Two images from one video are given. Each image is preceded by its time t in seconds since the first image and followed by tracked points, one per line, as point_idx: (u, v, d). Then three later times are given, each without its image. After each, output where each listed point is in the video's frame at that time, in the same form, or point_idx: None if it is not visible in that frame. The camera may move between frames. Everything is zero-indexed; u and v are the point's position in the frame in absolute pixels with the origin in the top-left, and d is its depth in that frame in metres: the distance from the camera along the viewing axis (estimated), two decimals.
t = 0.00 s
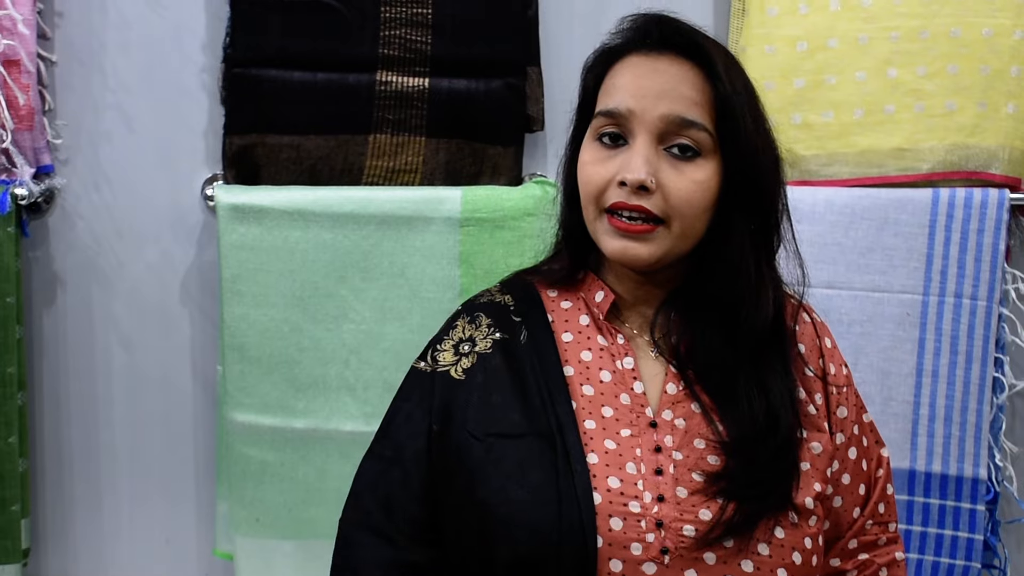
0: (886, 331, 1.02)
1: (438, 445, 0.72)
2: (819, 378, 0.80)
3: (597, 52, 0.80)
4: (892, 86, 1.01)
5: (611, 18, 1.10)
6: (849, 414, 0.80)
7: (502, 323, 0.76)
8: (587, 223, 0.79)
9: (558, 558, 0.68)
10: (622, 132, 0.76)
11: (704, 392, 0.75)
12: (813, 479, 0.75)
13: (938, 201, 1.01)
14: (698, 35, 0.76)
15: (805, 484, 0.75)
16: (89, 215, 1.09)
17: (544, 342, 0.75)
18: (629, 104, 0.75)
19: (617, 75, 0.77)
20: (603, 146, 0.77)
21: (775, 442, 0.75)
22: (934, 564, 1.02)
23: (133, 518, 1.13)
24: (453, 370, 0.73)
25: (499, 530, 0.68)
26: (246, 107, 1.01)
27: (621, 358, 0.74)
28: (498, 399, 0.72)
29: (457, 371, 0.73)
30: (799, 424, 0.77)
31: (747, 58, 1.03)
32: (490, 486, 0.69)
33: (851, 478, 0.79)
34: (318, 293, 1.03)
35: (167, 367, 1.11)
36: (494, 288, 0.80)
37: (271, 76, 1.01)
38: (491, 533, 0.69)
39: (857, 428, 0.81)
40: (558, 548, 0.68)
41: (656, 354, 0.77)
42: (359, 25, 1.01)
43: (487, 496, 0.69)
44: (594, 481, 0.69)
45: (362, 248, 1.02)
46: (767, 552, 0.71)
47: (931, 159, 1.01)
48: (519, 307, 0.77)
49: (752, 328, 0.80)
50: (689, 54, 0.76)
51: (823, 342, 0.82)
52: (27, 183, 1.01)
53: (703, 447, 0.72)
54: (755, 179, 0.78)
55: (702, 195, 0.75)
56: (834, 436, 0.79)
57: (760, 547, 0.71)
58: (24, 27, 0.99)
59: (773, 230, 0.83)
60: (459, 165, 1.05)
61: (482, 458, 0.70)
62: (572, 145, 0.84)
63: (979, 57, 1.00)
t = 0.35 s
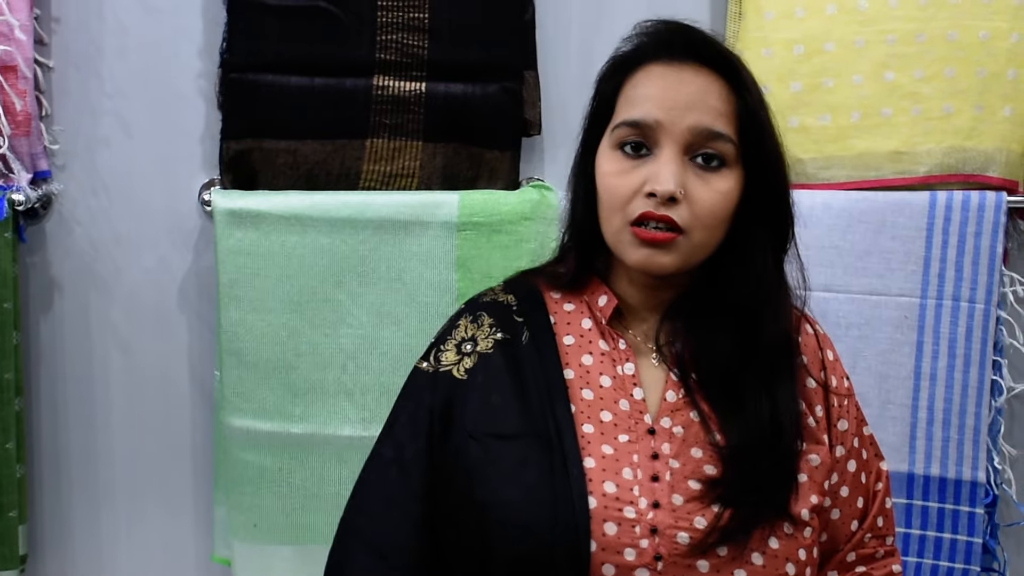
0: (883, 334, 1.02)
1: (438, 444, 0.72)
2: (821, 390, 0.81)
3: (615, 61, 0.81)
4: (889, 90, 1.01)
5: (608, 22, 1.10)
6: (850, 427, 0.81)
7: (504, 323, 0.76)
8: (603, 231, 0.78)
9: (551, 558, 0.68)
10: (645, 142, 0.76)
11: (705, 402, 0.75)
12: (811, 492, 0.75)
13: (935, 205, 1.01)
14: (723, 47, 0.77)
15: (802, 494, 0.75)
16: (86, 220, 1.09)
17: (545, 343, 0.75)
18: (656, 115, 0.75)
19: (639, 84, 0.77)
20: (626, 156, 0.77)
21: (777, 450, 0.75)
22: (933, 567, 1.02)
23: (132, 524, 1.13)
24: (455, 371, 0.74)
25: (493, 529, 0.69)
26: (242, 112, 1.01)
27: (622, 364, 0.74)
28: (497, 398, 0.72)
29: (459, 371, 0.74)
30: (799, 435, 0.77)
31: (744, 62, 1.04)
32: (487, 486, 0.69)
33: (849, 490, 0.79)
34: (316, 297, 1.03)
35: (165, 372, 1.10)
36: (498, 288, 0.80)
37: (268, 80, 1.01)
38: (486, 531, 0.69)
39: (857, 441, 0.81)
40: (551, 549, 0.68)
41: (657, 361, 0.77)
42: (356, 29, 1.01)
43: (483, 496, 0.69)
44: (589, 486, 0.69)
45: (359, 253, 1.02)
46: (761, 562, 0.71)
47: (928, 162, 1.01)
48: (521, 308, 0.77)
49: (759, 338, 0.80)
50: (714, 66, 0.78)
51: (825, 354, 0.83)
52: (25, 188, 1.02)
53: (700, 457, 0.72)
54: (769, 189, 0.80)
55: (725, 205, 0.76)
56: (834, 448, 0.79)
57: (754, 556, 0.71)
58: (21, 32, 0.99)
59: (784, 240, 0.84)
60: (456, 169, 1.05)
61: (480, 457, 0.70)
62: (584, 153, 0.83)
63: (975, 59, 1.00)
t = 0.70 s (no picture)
0: (882, 338, 1.02)
1: (407, 455, 0.73)
2: (790, 387, 0.81)
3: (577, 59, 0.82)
4: (888, 94, 1.01)
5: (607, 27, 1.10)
6: (818, 423, 0.82)
7: (470, 331, 0.77)
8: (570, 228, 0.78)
9: (525, 566, 0.68)
10: (611, 134, 0.78)
11: (676, 402, 0.76)
12: (782, 490, 0.76)
13: (934, 208, 1.01)
14: (685, 40, 0.79)
15: (773, 494, 0.76)
16: (86, 225, 1.09)
17: (512, 350, 0.75)
18: (622, 104, 0.77)
19: (602, 78, 0.79)
20: (592, 148, 0.78)
21: (747, 446, 0.75)
22: (932, 571, 1.02)
23: (131, 528, 1.13)
24: (421, 381, 0.74)
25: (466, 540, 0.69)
26: (241, 116, 1.01)
27: (590, 368, 0.75)
28: (465, 408, 0.73)
29: (426, 381, 0.74)
30: (770, 433, 0.78)
31: (743, 66, 1.04)
32: (458, 495, 0.70)
33: (820, 486, 0.80)
34: (315, 302, 1.03)
35: (164, 377, 1.11)
36: (463, 296, 0.81)
37: (267, 85, 1.01)
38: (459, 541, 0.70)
39: (825, 436, 0.82)
40: (525, 560, 0.68)
41: (626, 363, 0.78)
42: (355, 34, 1.01)
43: (456, 506, 0.70)
44: (563, 492, 0.69)
45: (359, 257, 1.02)
46: (735, 563, 0.72)
47: (927, 165, 1.01)
48: (486, 316, 0.78)
49: (725, 335, 0.81)
50: (676, 58, 0.80)
51: (793, 350, 0.84)
52: (24, 194, 1.01)
53: (673, 458, 0.73)
54: (732, 183, 0.82)
55: (691, 195, 0.77)
56: (804, 445, 0.80)
57: (728, 557, 0.72)
58: (20, 38, 0.99)
59: (749, 236, 0.85)
60: (455, 173, 1.05)
61: (451, 467, 0.71)
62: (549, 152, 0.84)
63: (974, 63, 1.00)
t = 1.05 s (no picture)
0: (885, 342, 1.02)
1: (354, 450, 0.72)
2: (739, 378, 0.79)
3: (509, 51, 0.81)
4: (891, 97, 1.01)
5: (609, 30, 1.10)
6: (772, 413, 0.79)
7: (419, 327, 0.76)
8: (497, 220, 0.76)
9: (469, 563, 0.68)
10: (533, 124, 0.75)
11: (620, 398, 0.74)
12: (731, 484, 0.74)
13: (937, 212, 1.01)
14: (608, 26, 0.76)
15: (721, 490, 0.74)
16: (88, 227, 1.09)
17: (459, 346, 0.74)
18: (539, 94, 0.74)
19: (527, 68, 0.77)
20: (515, 139, 0.76)
21: (691, 442, 0.73)
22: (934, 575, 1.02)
23: (132, 529, 1.13)
24: (371, 374, 0.73)
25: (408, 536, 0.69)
26: (245, 118, 1.01)
27: (537, 363, 0.74)
28: (411, 404, 0.72)
29: (376, 374, 0.73)
30: (715, 428, 0.76)
31: (746, 69, 1.04)
32: (401, 492, 0.69)
33: (774, 479, 0.78)
34: (316, 304, 1.03)
35: (165, 378, 1.11)
36: (413, 293, 0.80)
37: (269, 87, 1.01)
38: (402, 536, 0.69)
39: (781, 428, 0.79)
40: (470, 558, 0.68)
41: (571, 359, 0.76)
42: (359, 36, 1.01)
43: (400, 502, 0.69)
44: (505, 490, 0.69)
45: (361, 259, 1.03)
46: (681, 560, 0.71)
47: (930, 169, 1.01)
48: (436, 313, 0.77)
49: (668, 325, 0.79)
50: (602, 44, 0.77)
51: (743, 341, 0.81)
52: (26, 195, 1.01)
53: (618, 453, 0.71)
54: (664, 169, 0.77)
55: (614, 185, 0.74)
56: (755, 437, 0.78)
57: (672, 554, 0.71)
58: (23, 39, 1.00)
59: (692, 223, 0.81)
60: (458, 175, 1.05)
61: (395, 463, 0.70)
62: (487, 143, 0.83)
63: (977, 67, 1.00)
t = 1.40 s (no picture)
0: (893, 343, 1.02)
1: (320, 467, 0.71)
2: (706, 378, 0.78)
3: (472, 57, 0.78)
4: (900, 98, 1.00)
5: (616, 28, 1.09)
6: (741, 412, 0.78)
7: (380, 339, 0.75)
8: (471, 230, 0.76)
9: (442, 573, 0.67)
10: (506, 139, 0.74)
11: (588, 401, 0.74)
12: (700, 486, 0.73)
13: (945, 213, 1.00)
14: (577, 35, 0.75)
15: (691, 492, 0.73)
16: (92, 226, 1.08)
17: (422, 356, 0.73)
18: (512, 110, 0.73)
19: (494, 78, 0.75)
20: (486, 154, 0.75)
21: (659, 445, 0.73)
22: None
23: (139, 529, 1.12)
24: (331, 391, 0.73)
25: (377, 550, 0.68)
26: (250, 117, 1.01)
27: (501, 371, 0.73)
28: (375, 417, 0.71)
29: (335, 391, 0.73)
30: (685, 430, 0.75)
31: (755, 69, 1.04)
32: (370, 505, 0.69)
33: (744, 478, 0.77)
34: (320, 304, 1.02)
35: (171, 378, 1.10)
36: (373, 300, 0.78)
37: (274, 86, 1.00)
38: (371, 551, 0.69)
39: (749, 427, 0.78)
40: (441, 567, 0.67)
41: (538, 365, 0.75)
42: (365, 36, 1.01)
43: (368, 516, 0.69)
44: (474, 501, 0.68)
45: (363, 259, 1.02)
46: (652, 564, 0.71)
47: (939, 169, 1.01)
48: (397, 322, 0.76)
49: (634, 328, 0.79)
50: (568, 54, 0.75)
51: (711, 341, 0.80)
52: (30, 195, 1.02)
53: (587, 459, 0.71)
54: (632, 175, 0.78)
55: (593, 198, 0.74)
56: (724, 436, 0.77)
57: (644, 559, 0.71)
58: (26, 38, 0.99)
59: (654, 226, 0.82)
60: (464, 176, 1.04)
61: (362, 477, 0.69)
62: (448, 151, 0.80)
63: (987, 67, 0.99)
